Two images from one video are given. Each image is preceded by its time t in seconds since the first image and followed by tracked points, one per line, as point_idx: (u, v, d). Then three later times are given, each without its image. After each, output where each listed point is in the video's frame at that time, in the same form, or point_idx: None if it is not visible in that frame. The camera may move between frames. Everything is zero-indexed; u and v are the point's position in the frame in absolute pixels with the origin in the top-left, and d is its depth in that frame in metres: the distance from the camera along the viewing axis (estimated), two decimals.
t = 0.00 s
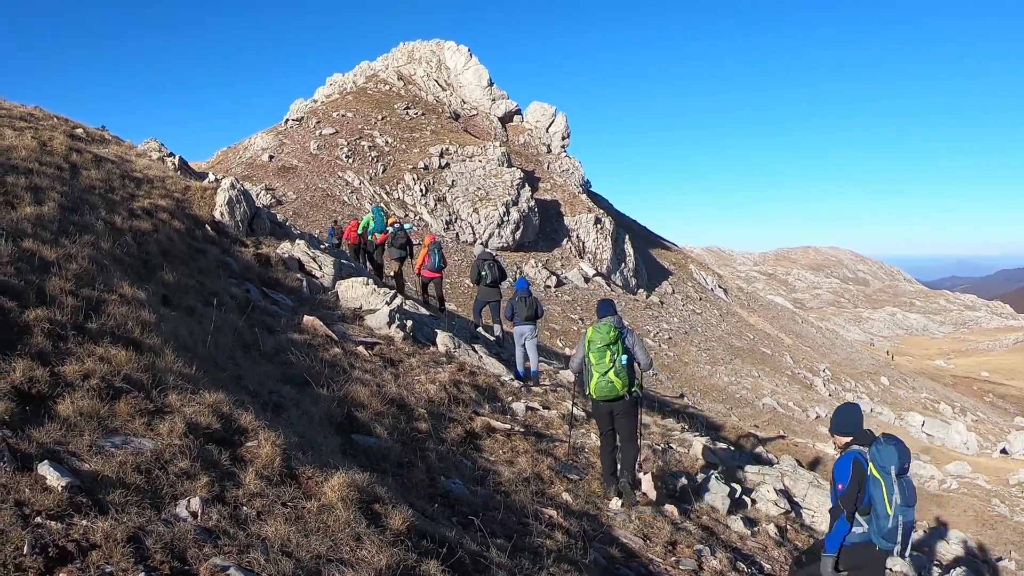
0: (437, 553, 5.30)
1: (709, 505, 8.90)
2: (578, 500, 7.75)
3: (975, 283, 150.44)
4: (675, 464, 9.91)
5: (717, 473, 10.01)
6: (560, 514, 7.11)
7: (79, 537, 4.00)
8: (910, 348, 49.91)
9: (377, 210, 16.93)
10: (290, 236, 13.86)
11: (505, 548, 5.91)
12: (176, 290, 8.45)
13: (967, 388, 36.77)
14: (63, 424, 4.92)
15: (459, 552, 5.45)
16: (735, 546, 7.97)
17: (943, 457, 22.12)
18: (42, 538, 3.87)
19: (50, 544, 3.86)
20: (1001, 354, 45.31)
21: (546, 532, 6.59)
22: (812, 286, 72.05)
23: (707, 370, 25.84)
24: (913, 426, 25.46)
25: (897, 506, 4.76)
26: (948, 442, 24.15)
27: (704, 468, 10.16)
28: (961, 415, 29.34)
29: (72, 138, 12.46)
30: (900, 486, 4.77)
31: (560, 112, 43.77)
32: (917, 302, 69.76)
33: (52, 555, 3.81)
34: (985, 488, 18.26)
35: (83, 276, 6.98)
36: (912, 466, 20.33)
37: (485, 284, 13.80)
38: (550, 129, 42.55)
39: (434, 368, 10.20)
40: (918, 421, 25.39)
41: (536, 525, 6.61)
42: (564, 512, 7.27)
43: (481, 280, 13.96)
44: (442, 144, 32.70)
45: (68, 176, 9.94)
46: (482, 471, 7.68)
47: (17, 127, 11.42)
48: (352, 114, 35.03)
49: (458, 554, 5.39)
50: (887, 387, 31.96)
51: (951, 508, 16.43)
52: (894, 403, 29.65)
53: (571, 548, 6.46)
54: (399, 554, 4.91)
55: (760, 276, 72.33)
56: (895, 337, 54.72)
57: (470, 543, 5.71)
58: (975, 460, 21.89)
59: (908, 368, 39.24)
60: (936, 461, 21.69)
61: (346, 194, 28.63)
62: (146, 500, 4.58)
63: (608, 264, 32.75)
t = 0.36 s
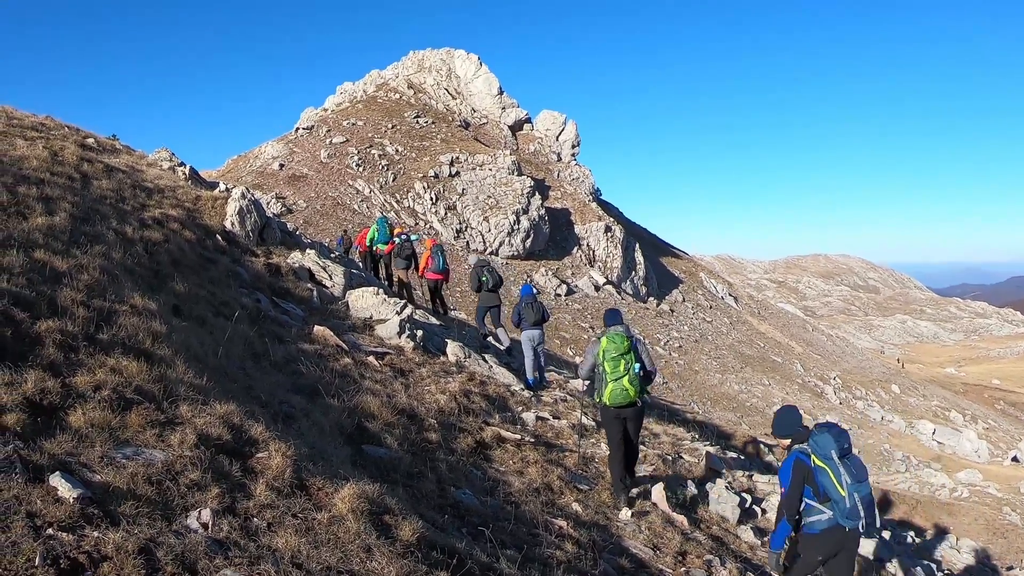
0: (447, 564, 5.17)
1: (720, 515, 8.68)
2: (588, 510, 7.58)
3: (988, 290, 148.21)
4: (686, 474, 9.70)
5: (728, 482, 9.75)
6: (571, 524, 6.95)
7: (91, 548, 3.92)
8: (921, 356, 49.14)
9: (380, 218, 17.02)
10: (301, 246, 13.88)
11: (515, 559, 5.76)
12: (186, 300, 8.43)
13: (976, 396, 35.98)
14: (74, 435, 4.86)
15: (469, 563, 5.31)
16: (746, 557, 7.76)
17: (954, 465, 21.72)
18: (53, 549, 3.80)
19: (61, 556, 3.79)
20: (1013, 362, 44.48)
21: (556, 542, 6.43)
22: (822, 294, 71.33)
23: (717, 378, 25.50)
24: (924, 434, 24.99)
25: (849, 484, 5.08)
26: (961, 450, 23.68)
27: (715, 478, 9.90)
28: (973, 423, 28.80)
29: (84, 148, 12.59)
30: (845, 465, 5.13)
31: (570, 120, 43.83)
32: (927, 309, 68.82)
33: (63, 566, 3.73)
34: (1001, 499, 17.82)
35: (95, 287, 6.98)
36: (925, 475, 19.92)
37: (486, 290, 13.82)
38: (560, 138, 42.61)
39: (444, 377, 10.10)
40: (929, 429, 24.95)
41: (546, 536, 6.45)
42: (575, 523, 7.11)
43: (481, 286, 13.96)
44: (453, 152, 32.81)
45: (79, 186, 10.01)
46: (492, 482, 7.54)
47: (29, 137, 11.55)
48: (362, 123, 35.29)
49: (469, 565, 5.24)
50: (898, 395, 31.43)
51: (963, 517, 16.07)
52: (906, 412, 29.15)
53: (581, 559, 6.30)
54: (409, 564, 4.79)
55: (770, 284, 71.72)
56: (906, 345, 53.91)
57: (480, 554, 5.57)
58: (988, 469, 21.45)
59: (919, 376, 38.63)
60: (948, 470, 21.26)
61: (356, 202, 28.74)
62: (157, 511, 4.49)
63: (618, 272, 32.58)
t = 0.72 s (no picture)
0: (457, 570, 5.11)
1: (730, 523, 8.53)
2: (598, 516, 7.48)
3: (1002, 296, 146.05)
4: (695, 481, 9.57)
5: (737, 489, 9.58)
6: (580, 531, 6.87)
7: (101, 553, 3.91)
8: (931, 363, 48.43)
9: (383, 225, 17.08)
10: (310, 253, 13.96)
11: (525, 566, 5.70)
12: (196, 307, 8.48)
13: (985, 403, 35.32)
14: (84, 440, 4.87)
15: (479, 570, 5.26)
16: (756, 564, 7.61)
17: (965, 473, 21.34)
18: (63, 554, 3.79)
19: (71, 560, 3.78)
20: None
21: (566, 549, 6.36)
22: (831, 300, 70.59)
23: (726, 385, 25.23)
24: (935, 441, 24.60)
25: (823, 481, 5.36)
26: (971, 458, 23.28)
27: (725, 484, 9.73)
28: (983, 431, 28.36)
29: (94, 155, 12.76)
30: (820, 463, 5.36)
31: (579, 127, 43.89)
32: (936, 316, 67.91)
33: (73, 571, 3.73)
34: (1015, 508, 17.44)
35: (105, 294, 7.03)
36: (936, 483, 19.56)
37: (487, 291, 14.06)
38: (569, 145, 42.69)
39: (454, 384, 10.07)
40: (939, 436, 24.56)
41: (555, 543, 6.38)
42: (584, 530, 7.02)
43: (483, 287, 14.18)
44: (462, 159, 32.95)
45: (90, 193, 10.13)
46: (502, 488, 7.48)
47: (41, 145, 11.72)
48: (371, 131, 35.55)
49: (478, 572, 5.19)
50: (908, 402, 30.99)
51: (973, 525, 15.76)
52: (915, 419, 28.74)
53: (590, 565, 6.22)
54: (419, 571, 4.74)
55: (778, 290, 71.14)
56: (915, 351, 53.13)
57: (489, 561, 5.50)
58: (1000, 478, 21.05)
59: (928, 382, 38.07)
60: (959, 478, 20.90)
61: (365, 210, 28.89)
62: (167, 516, 4.48)
63: (627, 279, 32.45)
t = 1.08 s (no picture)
0: (464, 563, 5.12)
1: (736, 516, 8.50)
2: (604, 510, 7.48)
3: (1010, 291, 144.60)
4: (701, 474, 9.54)
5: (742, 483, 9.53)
6: (587, 524, 6.87)
7: (108, 546, 3.94)
8: (937, 357, 48.01)
9: (385, 222, 17.01)
10: (317, 247, 13.98)
11: (532, 559, 5.70)
12: (203, 300, 8.52)
13: (992, 397, 35.11)
14: (91, 433, 4.91)
15: (486, 563, 5.27)
16: (762, 558, 7.59)
17: (970, 468, 21.20)
18: (71, 547, 3.83)
19: (79, 553, 3.81)
20: None
21: (573, 543, 6.37)
22: (837, 294, 70.06)
23: (732, 379, 25.10)
24: (940, 435, 24.46)
25: (799, 473, 5.61)
26: (976, 453, 23.14)
27: (730, 478, 9.69)
28: (989, 426, 28.18)
29: (100, 149, 12.81)
30: (800, 455, 5.60)
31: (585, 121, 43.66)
32: (942, 311, 67.31)
33: (81, 564, 3.76)
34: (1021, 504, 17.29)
35: (112, 287, 7.07)
36: (941, 478, 19.45)
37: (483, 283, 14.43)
38: (575, 139, 42.51)
39: (460, 377, 10.08)
40: (945, 431, 24.41)
41: (562, 536, 6.39)
42: (591, 523, 7.02)
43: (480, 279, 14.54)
44: (467, 153, 32.87)
45: (96, 186, 10.18)
46: (508, 482, 7.49)
47: (47, 139, 11.77)
48: (377, 125, 35.49)
49: (486, 565, 5.20)
50: (913, 396, 30.79)
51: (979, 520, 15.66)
52: (921, 413, 28.56)
53: (597, 559, 6.23)
54: (426, 564, 4.76)
55: (785, 284, 70.67)
56: (921, 345, 52.70)
57: (497, 554, 5.52)
58: (1006, 473, 20.88)
59: (935, 377, 37.81)
60: (965, 473, 20.76)
61: (371, 204, 28.89)
62: (174, 509, 4.51)
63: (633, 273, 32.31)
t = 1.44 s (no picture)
0: (470, 553, 5.16)
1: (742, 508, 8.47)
2: (610, 502, 7.49)
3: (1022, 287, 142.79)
4: (707, 466, 9.50)
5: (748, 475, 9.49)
6: (592, 515, 6.89)
7: (115, 534, 4.00)
8: (943, 352, 47.59)
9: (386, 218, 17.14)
10: (323, 239, 14.02)
11: (537, 549, 5.74)
12: (210, 292, 8.57)
13: (998, 392, 34.84)
14: (98, 422, 4.97)
15: (491, 553, 5.30)
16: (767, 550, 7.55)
17: (977, 462, 21.06)
18: (78, 535, 3.88)
19: (85, 541, 3.87)
20: None
21: (578, 533, 6.39)
22: (844, 288, 69.45)
23: (738, 372, 24.99)
24: (946, 430, 24.30)
25: (788, 442, 5.97)
26: (982, 447, 22.98)
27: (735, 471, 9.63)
28: (995, 420, 27.97)
29: (107, 142, 12.90)
30: (790, 423, 5.98)
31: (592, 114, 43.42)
32: (949, 305, 66.70)
33: (87, 551, 3.81)
34: None
35: (118, 278, 7.13)
36: (947, 472, 19.34)
37: (481, 269, 14.71)
38: (581, 132, 42.30)
39: (466, 369, 10.10)
40: (951, 425, 24.23)
41: (568, 527, 6.42)
42: (596, 514, 7.03)
43: (478, 264, 14.81)
44: (474, 146, 32.79)
45: (103, 178, 10.26)
46: (514, 473, 7.51)
47: (54, 131, 11.85)
48: (383, 118, 35.45)
49: (491, 555, 5.23)
50: (919, 391, 30.57)
51: (985, 514, 15.57)
52: (927, 408, 28.37)
53: (602, 550, 6.26)
54: (431, 554, 4.81)
55: (792, 279, 70.15)
56: (928, 340, 52.23)
57: (502, 544, 5.56)
58: (1013, 467, 20.74)
59: (941, 371, 37.53)
60: (971, 467, 20.64)
61: (378, 196, 28.91)
62: (181, 498, 4.56)
63: (639, 266, 32.18)
